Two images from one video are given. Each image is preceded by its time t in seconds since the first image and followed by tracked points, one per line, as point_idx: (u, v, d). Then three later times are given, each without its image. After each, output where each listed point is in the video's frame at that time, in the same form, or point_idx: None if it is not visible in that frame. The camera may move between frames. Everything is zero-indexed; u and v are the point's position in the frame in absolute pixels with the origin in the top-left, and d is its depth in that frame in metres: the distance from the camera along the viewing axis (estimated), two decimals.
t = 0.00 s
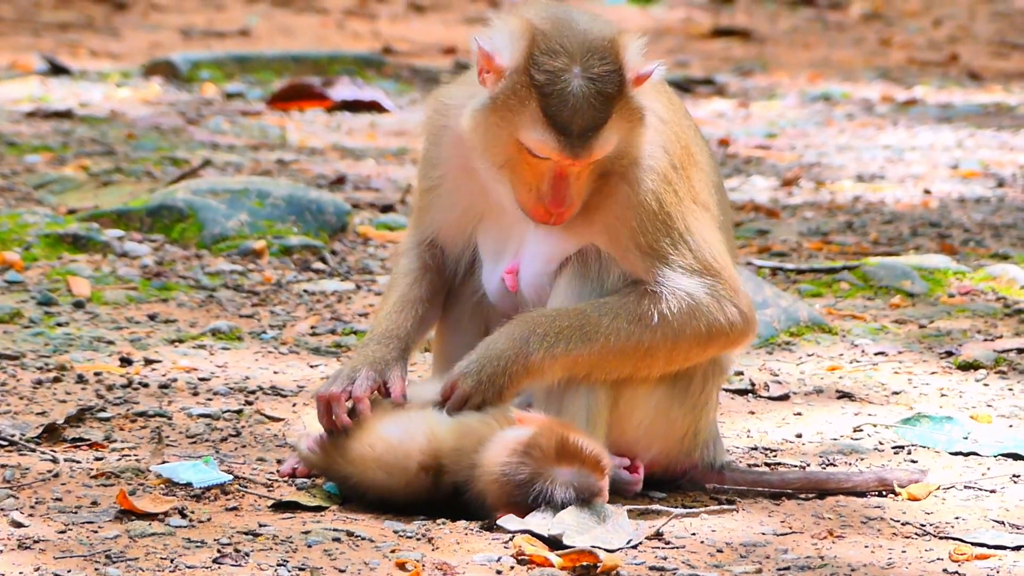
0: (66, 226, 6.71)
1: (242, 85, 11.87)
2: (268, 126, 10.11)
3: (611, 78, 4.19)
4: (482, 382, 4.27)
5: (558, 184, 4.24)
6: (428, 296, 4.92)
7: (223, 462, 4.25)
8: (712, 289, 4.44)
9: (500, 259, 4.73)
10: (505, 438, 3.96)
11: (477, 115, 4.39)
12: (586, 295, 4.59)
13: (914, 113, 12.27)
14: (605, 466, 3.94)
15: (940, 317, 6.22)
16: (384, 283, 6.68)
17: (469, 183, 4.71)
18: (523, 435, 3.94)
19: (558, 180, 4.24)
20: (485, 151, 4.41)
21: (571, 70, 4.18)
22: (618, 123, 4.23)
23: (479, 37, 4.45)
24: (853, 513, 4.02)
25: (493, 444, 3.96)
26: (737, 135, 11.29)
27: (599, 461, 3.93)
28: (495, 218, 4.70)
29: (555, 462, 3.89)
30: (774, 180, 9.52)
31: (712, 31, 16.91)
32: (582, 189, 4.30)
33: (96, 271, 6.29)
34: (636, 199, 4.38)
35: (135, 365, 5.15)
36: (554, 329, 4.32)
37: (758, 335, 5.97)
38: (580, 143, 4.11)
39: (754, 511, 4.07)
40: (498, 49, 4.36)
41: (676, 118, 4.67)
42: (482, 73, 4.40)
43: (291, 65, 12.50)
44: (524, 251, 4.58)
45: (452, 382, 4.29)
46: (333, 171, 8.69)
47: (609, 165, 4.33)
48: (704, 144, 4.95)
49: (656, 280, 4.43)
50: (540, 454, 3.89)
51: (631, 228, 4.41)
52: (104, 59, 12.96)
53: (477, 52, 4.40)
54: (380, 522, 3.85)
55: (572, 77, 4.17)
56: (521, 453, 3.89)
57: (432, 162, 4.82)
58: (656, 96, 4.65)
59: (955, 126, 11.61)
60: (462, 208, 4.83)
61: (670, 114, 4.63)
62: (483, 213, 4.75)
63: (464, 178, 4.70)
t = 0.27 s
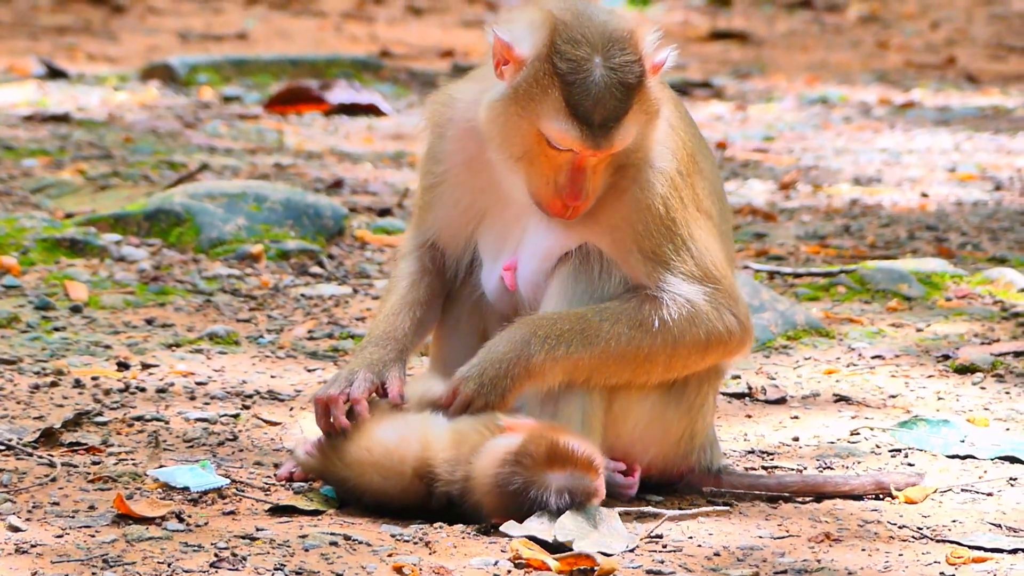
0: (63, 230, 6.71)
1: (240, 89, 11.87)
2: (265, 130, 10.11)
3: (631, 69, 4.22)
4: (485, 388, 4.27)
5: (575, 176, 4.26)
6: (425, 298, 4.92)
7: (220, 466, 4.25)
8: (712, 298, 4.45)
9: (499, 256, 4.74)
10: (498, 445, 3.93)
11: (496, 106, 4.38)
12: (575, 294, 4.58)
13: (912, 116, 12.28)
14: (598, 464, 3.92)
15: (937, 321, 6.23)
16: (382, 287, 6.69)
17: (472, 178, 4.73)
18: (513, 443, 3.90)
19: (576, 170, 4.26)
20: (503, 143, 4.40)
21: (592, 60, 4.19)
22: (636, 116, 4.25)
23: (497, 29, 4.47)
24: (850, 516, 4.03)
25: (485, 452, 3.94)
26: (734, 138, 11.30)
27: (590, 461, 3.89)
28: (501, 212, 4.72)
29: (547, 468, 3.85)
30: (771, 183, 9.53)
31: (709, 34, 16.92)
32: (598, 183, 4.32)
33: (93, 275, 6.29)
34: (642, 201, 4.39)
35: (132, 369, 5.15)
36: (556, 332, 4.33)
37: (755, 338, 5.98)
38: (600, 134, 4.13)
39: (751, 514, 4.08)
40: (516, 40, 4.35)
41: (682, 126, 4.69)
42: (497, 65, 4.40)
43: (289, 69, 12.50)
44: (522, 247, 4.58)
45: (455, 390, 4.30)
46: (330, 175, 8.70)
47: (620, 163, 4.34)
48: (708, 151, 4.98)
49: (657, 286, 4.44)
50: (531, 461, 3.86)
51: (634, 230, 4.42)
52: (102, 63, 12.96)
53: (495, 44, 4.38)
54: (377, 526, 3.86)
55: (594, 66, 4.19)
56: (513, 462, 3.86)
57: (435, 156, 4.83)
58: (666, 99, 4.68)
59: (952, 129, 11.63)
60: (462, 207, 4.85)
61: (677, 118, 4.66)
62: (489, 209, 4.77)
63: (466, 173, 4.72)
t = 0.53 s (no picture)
0: (63, 230, 6.71)
1: (239, 89, 11.87)
2: (264, 129, 10.11)
3: (638, 61, 4.25)
4: (484, 388, 4.25)
5: (581, 169, 4.27)
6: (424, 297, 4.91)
7: (221, 466, 4.25)
8: (713, 297, 4.46)
9: (499, 253, 4.73)
10: (499, 446, 3.91)
11: (503, 98, 4.41)
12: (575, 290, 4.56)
13: (911, 114, 12.28)
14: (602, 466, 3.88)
15: (937, 319, 6.23)
16: (381, 286, 6.69)
17: (473, 175, 4.73)
18: (517, 443, 3.88)
19: (583, 163, 4.26)
20: (508, 137, 4.42)
21: (600, 50, 4.23)
22: (641, 111, 4.27)
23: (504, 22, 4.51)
24: (851, 515, 4.03)
25: (488, 451, 3.91)
26: (733, 137, 11.29)
27: (593, 463, 3.84)
28: (500, 209, 4.73)
29: (550, 469, 3.82)
30: (771, 182, 9.53)
31: (708, 33, 16.92)
32: (604, 177, 4.34)
33: (93, 275, 6.28)
34: (644, 198, 4.40)
35: (133, 369, 5.15)
36: (561, 333, 4.32)
37: (755, 337, 5.98)
38: (606, 122, 4.16)
39: (751, 513, 4.09)
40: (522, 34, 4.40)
41: (684, 125, 4.70)
42: (506, 58, 4.43)
43: (287, 68, 12.50)
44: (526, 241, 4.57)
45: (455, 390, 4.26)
46: (329, 174, 8.69)
47: (624, 159, 4.36)
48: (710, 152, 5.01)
49: (660, 285, 4.45)
50: (534, 462, 3.83)
51: (637, 229, 4.42)
52: (101, 62, 12.96)
53: (500, 37, 4.43)
54: (377, 525, 3.86)
55: (602, 57, 4.22)
56: (516, 462, 3.84)
57: (437, 153, 4.84)
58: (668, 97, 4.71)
59: (951, 127, 11.63)
60: (462, 205, 4.85)
61: (680, 115, 4.68)
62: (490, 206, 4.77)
63: (467, 170, 4.73)
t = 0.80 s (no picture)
0: (64, 227, 6.70)
1: (240, 85, 11.86)
2: (265, 126, 10.11)
3: (613, 57, 4.20)
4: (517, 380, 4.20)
5: (557, 164, 4.23)
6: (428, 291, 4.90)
7: (222, 462, 4.25)
8: (728, 279, 4.48)
9: (500, 249, 4.73)
10: (499, 443, 3.88)
11: (490, 97, 4.42)
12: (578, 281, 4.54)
13: (912, 110, 12.28)
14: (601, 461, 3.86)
15: (939, 314, 6.23)
16: (382, 282, 6.68)
17: (476, 171, 4.73)
18: (517, 442, 3.85)
19: (559, 158, 4.22)
20: (498, 130, 4.43)
21: (574, 45, 4.18)
22: (614, 107, 4.25)
23: (491, 19, 4.50)
24: (852, 510, 4.03)
25: (489, 449, 3.89)
26: (734, 132, 11.29)
27: (592, 458, 3.83)
28: (503, 207, 4.73)
29: (551, 467, 3.80)
30: (772, 177, 9.52)
31: (709, 28, 16.91)
32: (586, 174, 4.31)
33: (94, 271, 6.29)
34: (656, 186, 4.41)
35: (134, 365, 5.15)
36: (590, 321, 4.31)
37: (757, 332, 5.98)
38: (572, 121, 4.13)
39: (753, 508, 4.09)
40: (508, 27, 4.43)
41: (686, 114, 4.72)
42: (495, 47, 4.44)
43: (288, 65, 12.49)
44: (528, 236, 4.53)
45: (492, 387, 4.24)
46: (330, 170, 8.69)
47: (612, 154, 4.35)
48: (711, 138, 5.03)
49: (676, 270, 4.46)
50: (534, 460, 3.81)
51: (650, 216, 4.43)
52: (101, 59, 12.95)
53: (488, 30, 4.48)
54: (379, 521, 3.87)
55: (575, 53, 4.17)
56: (516, 461, 3.81)
57: (441, 149, 4.85)
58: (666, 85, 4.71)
59: (952, 122, 11.62)
60: (465, 201, 4.85)
61: (679, 102, 4.69)
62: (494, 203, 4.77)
63: (468, 167, 4.73)
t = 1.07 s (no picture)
0: (65, 224, 6.71)
1: (241, 82, 11.86)
2: (267, 123, 10.11)
3: (573, 97, 4.14)
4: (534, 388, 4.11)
5: (527, 200, 4.18)
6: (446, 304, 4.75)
7: (223, 460, 4.25)
8: (731, 279, 4.47)
9: (512, 258, 4.66)
10: (501, 440, 3.90)
11: (462, 132, 4.38)
12: (576, 295, 4.48)
13: (913, 107, 12.27)
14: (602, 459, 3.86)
15: (940, 311, 6.23)
16: (383, 280, 6.69)
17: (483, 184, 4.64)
18: (518, 438, 3.85)
19: (528, 194, 4.17)
20: (474, 164, 4.39)
21: (534, 86, 4.12)
22: (579, 141, 4.18)
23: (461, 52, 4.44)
24: (853, 508, 4.03)
25: (491, 446, 3.90)
26: (736, 130, 11.28)
27: (594, 456, 3.83)
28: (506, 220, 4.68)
29: (551, 465, 3.80)
30: (773, 175, 9.52)
31: (711, 26, 16.90)
32: (558, 206, 4.27)
33: (96, 268, 6.29)
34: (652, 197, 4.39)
35: (135, 362, 5.15)
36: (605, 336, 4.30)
37: (758, 330, 5.98)
38: (531, 159, 4.08)
39: (753, 506, 4.09)
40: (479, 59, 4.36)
41: (679, 111, 4.67)
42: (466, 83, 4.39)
43: (290, 62, 12.49)
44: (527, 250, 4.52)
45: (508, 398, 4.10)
46: (332, 167, 8.69)
47: (588, 181, 4.30)
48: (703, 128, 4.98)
49: (680, 274, 4.45)
50: (535, 458, 3.81)
51: (648, 226, 4.42)
52: (103, 56, 12.95)
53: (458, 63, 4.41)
54: (380, 518, 3.87)
55: (534, 94, 4.11)
56: (516, 458, 3.82)
57: (439, 163, 4.72)
58: (651, 85, 4.65)
59: (954, 120, 11.61)
60: (469, 217, 4.73)
61: (667, 101, 4.63)
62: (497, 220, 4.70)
63: (464, 184, 4.62)
